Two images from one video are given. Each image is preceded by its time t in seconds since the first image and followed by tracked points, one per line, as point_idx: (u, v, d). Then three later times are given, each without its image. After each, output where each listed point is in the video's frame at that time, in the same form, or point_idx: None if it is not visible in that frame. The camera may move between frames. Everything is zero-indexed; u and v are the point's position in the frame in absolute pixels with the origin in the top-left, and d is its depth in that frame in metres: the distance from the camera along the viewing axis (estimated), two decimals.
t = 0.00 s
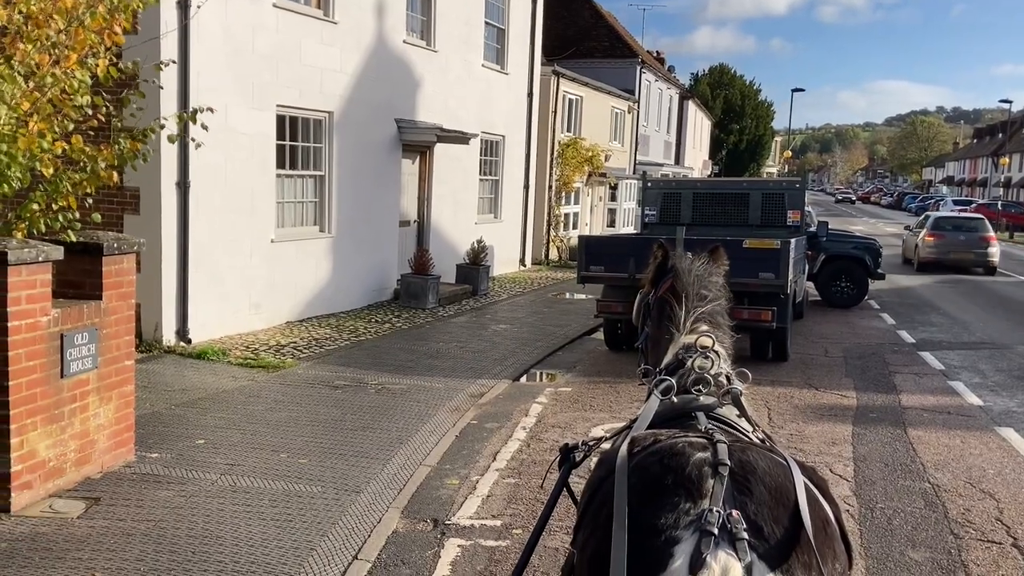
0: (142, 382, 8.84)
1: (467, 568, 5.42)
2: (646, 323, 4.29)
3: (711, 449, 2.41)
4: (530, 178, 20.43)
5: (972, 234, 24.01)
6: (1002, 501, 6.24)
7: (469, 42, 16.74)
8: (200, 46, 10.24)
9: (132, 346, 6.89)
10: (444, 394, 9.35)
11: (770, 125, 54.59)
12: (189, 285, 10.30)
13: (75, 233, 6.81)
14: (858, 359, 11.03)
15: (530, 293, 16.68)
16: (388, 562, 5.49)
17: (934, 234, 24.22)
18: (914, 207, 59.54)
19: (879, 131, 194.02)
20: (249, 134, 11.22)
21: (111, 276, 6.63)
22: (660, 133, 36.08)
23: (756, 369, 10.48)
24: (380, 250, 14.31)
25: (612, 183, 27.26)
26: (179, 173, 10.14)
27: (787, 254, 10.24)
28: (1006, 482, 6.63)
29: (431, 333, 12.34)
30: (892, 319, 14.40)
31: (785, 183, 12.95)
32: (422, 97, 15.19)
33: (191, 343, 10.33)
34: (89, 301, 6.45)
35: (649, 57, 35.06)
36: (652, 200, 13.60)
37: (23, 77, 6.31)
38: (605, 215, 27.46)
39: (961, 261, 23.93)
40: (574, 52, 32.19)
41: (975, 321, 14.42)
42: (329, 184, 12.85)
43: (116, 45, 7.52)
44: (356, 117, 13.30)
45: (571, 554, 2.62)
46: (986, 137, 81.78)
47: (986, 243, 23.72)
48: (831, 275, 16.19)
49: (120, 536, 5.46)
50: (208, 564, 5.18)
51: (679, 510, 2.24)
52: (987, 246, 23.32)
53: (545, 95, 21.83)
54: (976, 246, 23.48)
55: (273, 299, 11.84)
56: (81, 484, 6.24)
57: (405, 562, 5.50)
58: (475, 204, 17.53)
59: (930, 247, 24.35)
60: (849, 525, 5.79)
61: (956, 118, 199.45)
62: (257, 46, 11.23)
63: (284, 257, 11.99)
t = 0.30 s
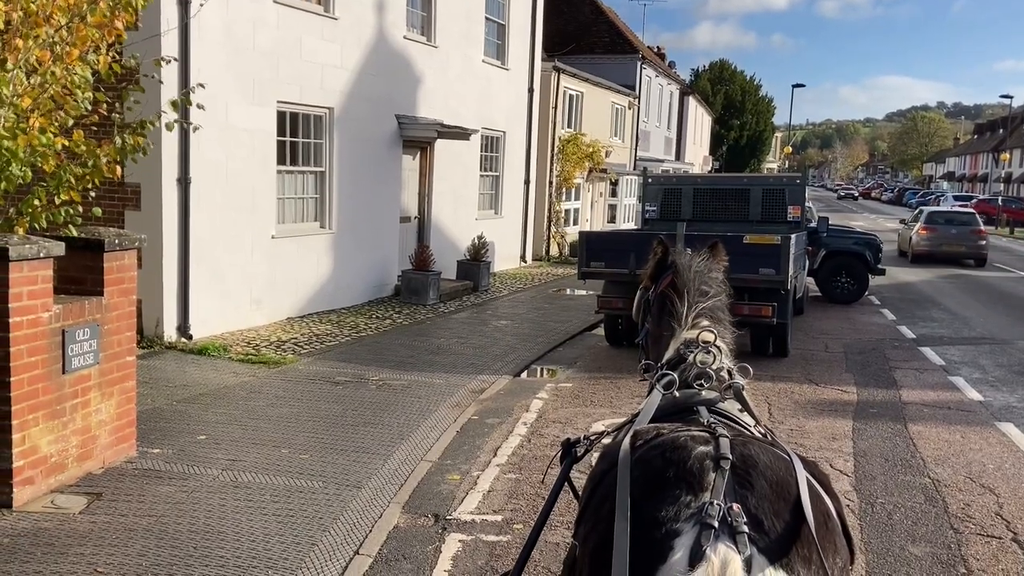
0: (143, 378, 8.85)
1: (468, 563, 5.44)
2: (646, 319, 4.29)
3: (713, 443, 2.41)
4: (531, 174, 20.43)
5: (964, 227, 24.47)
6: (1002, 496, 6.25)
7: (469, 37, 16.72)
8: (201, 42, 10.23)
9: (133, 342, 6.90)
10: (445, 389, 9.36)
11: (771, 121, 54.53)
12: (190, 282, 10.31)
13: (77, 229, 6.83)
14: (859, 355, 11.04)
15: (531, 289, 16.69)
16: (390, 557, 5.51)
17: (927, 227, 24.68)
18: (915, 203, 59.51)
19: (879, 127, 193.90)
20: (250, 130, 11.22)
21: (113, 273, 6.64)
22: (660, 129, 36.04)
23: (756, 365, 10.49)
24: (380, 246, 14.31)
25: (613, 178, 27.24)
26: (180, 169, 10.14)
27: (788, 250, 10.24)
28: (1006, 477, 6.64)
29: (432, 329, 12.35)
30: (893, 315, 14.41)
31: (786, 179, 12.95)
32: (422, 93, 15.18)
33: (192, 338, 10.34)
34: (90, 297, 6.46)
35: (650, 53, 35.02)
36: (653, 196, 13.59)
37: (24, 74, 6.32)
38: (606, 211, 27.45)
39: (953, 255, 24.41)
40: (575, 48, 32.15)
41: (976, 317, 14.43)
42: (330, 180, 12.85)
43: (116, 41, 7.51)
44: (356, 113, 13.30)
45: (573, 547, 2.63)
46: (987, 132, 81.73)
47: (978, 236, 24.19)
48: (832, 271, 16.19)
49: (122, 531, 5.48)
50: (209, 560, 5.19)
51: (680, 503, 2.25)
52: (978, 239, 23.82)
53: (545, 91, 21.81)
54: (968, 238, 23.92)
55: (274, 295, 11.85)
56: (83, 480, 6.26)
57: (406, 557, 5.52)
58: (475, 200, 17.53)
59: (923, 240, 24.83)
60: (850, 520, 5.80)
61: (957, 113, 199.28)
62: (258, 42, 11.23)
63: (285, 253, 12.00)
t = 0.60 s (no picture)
0: (142, 376, 8.84)
1: (469, 559, 5.44)
2: (646, 315, 4.27)
3: (712, 441, 2.41)
4: (530, 170, 20.42)
5: (956, 220, 25.19)
6: (1002, 491, 6.26)
7: (467, 33, 16.69)
8: (198, 39, 10.21)
9: (132, 340, 6.89)
10: (445, 386, 9.36)
11: (770, 116, 54.53)
12: (188, 279, 10.30)
13: (75, 227, 6.81)
14: (858, 350, 11.05)
15: (530, 285, 16.69)
16: (390, 553, 5.51)
17: (919, 220, 25.47)
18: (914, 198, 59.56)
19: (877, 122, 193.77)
20: (249, 128, 11.20)
21: (111, 270, 6.63)
22: (659, 124, 36.03)
23: (756, 361, 10.50)
24: (379, 243, 14.30)
25: (612, 174, 27.23)
26: (178, 166, 10.12)
27: (787, 245, 10.24)
28: (1005, 471, 6.65)
29: (431, 325, 12.35)
30: (891, 310, 14.43)
31: (785, 174, 12.95)
32: (420, 89, 15.15)
33: (191, 336, 10.33)
34: (89, 295, 6.45)
35: (649, 49, 34.98)
36: (652, 192, 13.57)
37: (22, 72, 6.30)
38: (604, 207, 27.44)
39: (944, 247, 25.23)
40: (573, 43, 32.12)
41: (975, 311, 14.45)
42: (329, 177, 12.83)
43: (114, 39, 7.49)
44: (355, 110, 13.27)
45: (573, 544, 2.63)
46: (985, 127, 81.77)
47: (970, 228, 25.00)
48: (831, 266, 16.21)
49: (122, 529, 5.48)
50: (209, 557, 5.20)
51: (680, 501, 2.25)
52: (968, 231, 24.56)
53: (544, 87, 21.78)
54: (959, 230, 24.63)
55: (273, 292, 11.84)
56: (82, 478, 6.25)
57: (406, 554, 5.52)
58: (474, 197, 17.52)
59: (916, 232, 25.67)
60: (849, 515, 5.81)
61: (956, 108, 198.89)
62: (256, 39, 11.20)
63: (284, 250, 11.98)
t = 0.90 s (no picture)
0: (139, 374, 8.84)
1: (467, 556, 5.45)
2: (642, 311, 4.28)
3: (706, 435, 2.42)
4: (527, 167, 20.42)
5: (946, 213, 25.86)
6: (998, 485, 6.27)
7: (463, 30, 16.67)
8: (193, 37, 10.19)
9: (129, 339, 6.88)
10: (442, 383, 9.37)
11: (766, 112, 54.55)
12: (185, 278, 10.29)
13: (71, 225, 6.80)
14: (855, 345, 11.07)
15: (527, 282, 16.70)
16: (388, 550, 5.52)
17: (910, 213, 26.15)
18: (911, 193, 59.66)
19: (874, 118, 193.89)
20: (245, 126, 11.19)
21: (108, 269, 6.63)
22: (656, 121, 36.04)
23: (753, 356, 10.52)
24: (376, 241, 14.29)
25: (609, 171, 27.23)
26: (174, 164, 10.10)
27: (784, 241, 10.25)
28: (1002, 466, 6.66)
29: (429, 323, 12.35)
30: (888, 305, 14.45)
31: (781, 170, 12.95)
32: (417, 87, 15.15)
33: (188, 334, 10.33)
34: (85, 294, 6.45)
35: (645, 45, 34.98)
36: (649, 188, 13.58)
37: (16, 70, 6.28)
38: (602, 203, 27.45)
39: (935, 239, 25.94)
40: (570, 40, 32.10)
41: (971, 306, 14.48)
42: (325, 175, 12.82)
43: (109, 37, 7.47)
44: (351, 108, 13.26)
45: (568, 540, 2.63)
46: (982, 122, 81.86)
47: (959, 221, 25.78)
48: (828, 261, 16.23)
49: (120, 528, 5.48)
50: (208, 555, 5.20)
51: (674, 495, 2.25)
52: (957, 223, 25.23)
53: (540, 84, 21.77)
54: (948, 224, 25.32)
55: (270, 290, 11.84)
56: (80, 477, 6.25)
57: (404, 551, 5.52)
58: (471, 194, 17.52)
59: (908, 226, 26.34)
60: (846, 510, 5.83)
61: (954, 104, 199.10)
62: (251, 37, 11.18)
63: (280, 248, 11.97)
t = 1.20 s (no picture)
0: (133, 375, 8.83)
1: (461, 554, 5.45)
2: (631, 309, 4.28)
3: (694, 429, 2.42)
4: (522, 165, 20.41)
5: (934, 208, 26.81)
6: (991, 479, 6.29)
7: (457, 29, 16.67)
8: (186, 37, 10.17)
9: (122, 339, 6.87)
10: (438, 381, 9.37)
11: (762, 109, 54.62)
12: (179, 277, 10.27)
13: (63, 225, 6.78)
14: (850, 340, 11.09)
15: (523, 280, 16.70)
16: (382, 548, 5.51)
17: (900, 208, 27.09)
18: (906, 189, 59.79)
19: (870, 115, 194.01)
20: (239, 125, 11.18)
21: (101, 269, 6.61)
22: (651, 118, 36.06)
23: (748, 353, 10.53)
24: (371, 239, 14.27)
25: (604, 168, 27.24)
26: (168, 164, 10.09)
27: (778, 237, 10.26)
28: (995, 460, 6.68)
29: (424, 321, 12.35)
30: (883, 301, 14.47)
31: (775, 166, 12.96)
32: (411, 85, 15.14)
33: (183, 334, 10.31)
34: (78, 294, 6.43)
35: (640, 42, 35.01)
36: (643, 185, 13.59)
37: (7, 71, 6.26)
38: (597, 201, 27.47)
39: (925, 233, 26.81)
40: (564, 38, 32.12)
41: (966, 302, 14.52)
42: (319, 174, 12.81)
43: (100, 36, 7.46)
44: (345, 106, 13.25)
45: (557, 533, 2.63)
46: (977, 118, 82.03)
47: (947, 216, 26.73)
48: (823, 258, 16.25)
49: (113, 528, 5.47)
50: (201, 555, 5.19)
51: (661, 489, 2.26)
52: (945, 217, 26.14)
53: (535, 82, 21.78)
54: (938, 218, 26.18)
55: (265, 290, 11.82)
56: (73, 478, 6.24)
57: (398, 549, 5.52)
58: (466, 192, 17.51)
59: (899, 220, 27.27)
60: (840, 505, 5.83)
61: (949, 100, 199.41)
62: (244, 36, 11.16)
63: (275, 247, 11.96)
